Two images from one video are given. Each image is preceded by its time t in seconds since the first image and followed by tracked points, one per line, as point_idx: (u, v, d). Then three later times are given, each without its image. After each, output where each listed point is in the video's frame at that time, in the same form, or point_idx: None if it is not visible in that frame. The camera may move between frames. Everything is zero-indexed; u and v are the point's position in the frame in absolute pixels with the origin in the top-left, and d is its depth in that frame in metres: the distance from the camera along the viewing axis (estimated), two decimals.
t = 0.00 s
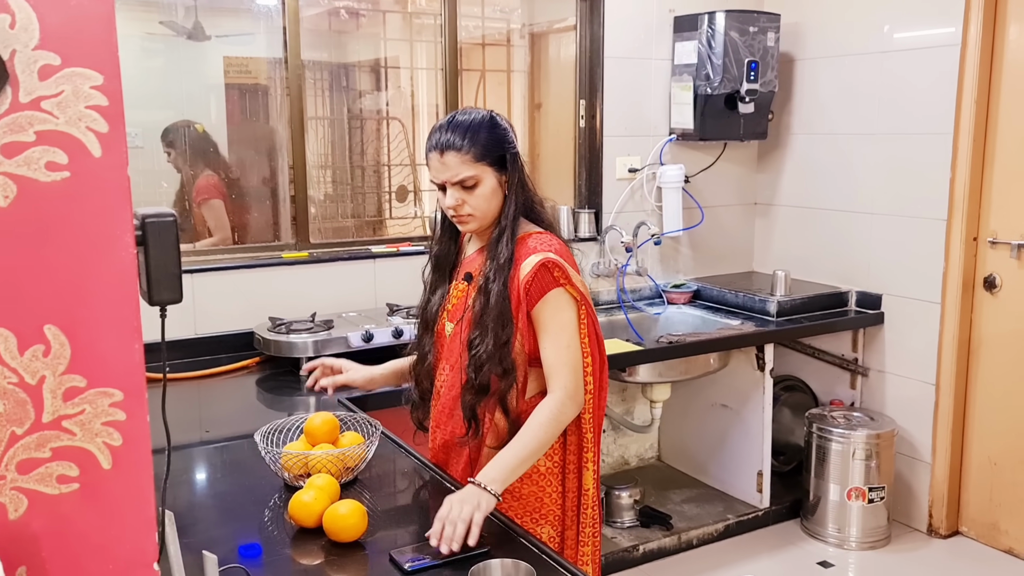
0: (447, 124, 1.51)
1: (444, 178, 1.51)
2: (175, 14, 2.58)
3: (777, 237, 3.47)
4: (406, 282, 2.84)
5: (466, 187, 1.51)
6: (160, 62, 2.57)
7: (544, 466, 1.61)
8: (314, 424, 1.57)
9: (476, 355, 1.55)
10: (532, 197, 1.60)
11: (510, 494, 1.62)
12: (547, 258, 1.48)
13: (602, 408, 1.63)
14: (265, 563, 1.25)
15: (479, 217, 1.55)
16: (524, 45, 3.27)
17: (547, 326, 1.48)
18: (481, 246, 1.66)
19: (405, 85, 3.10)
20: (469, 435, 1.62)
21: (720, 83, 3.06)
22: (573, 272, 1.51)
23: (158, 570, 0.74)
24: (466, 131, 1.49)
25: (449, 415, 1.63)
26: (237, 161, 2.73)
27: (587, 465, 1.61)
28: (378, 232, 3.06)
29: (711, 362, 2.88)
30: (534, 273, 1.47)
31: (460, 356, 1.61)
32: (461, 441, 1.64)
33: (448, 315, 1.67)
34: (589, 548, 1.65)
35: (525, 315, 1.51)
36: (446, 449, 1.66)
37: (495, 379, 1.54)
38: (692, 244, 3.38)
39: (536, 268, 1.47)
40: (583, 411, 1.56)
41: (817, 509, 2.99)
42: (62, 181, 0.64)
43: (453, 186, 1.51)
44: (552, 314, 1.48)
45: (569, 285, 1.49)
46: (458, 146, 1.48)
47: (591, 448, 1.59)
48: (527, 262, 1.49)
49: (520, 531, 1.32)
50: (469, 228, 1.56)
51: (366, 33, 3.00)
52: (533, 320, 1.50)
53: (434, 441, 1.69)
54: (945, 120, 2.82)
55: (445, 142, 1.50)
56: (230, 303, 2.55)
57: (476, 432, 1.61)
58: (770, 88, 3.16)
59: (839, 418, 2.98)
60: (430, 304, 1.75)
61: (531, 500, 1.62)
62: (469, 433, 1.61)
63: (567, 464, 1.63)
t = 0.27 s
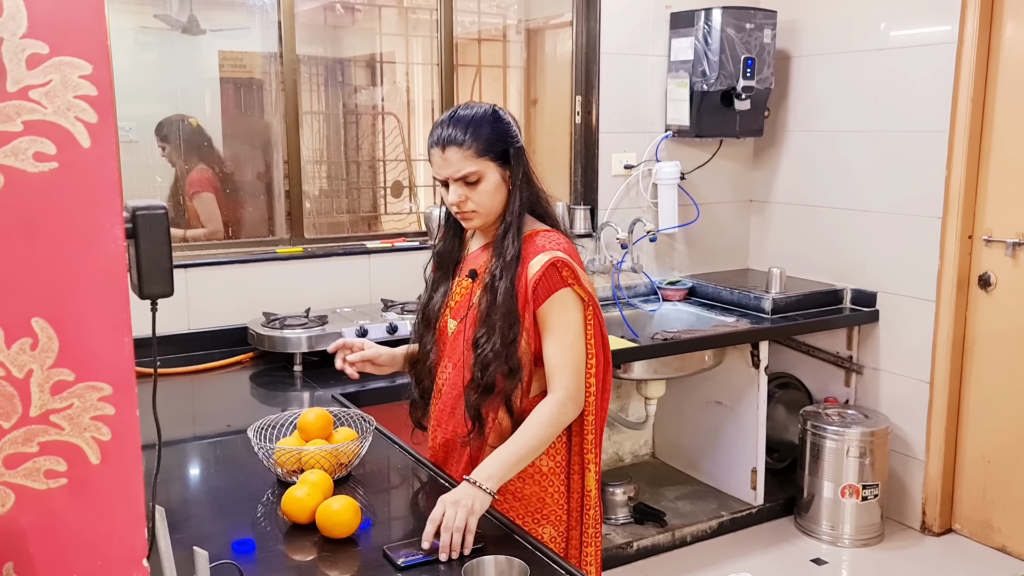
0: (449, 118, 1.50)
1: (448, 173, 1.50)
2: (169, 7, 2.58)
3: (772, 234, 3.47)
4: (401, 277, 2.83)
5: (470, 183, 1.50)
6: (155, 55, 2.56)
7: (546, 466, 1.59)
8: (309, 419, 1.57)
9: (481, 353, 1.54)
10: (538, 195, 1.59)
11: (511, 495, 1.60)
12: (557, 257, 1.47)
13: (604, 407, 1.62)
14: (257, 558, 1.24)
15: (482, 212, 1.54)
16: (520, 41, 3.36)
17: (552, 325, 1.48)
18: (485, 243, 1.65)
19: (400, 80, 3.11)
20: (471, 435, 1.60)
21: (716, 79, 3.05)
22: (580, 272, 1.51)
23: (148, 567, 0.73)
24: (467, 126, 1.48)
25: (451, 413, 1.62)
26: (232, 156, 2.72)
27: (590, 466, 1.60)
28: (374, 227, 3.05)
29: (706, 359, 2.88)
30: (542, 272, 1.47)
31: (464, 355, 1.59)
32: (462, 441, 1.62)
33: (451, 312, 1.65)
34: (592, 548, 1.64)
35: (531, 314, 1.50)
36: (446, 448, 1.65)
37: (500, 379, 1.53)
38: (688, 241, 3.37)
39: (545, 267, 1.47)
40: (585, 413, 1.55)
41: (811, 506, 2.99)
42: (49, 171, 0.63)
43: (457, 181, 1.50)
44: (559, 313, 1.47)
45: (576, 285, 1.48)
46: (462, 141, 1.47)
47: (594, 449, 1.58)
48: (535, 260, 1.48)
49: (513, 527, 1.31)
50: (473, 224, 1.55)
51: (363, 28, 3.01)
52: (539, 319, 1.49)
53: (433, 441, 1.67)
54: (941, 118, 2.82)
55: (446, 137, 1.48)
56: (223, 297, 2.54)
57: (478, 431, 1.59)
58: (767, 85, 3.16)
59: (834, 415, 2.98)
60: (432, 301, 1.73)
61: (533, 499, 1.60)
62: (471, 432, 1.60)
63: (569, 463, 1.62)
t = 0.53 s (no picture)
0: (456, 114, 1.49)
1: (455, 169, 1.48)
2: (162, 4, 2.61)
3: (766, 233, 3.47)
4: (394, 276, 2.82)
5: (476, 179, 1.49)
6: (146, 52, 2.57)
7: (544, 470, 1.59)
8: (303, 418, 1.56)
9: (487, 353, 1.53)
10: (545, 195, 1.58)
11: (510, 499, 1.59)
12: (567, 258, 1.46)
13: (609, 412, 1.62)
14: (248, 558, 1.23)
15: (488, 210, 1.52)
16: (514, 40, 3.35)
17: (559, 328, 1.47)
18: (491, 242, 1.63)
19: (395, 79, 3.11)
20: (474, 436, 1.59)
21: (710, 79, 3.05)
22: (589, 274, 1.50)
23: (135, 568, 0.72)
24: (474, 122, 1.47)
25: (454, 411, 1.61)
26: (225, 153, 2.71)
27: (593, 470, 1.60)
28: (368, 225, 2.99)
29: (700, 358, 2.88)
30: (551, 273, 1.46)
31: (470, 354, 1.58)
32: (463, 442, 1.61)
33: (454, 310, 1.64)
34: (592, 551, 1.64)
35: (538, 315, 1.49)
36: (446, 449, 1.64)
37: (505, 379, 1.53)
38: (682, 240, 3.37)
39: (554, 268, 1.46)
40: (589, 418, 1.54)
41: (804, 506, 2.99)
42: (35, 167, 0.62)
43: (463, 177, 1.49)
44: (567, 314, 1.46)
45: (585, 287, 1.48)
46: (468, 136, 1.46)
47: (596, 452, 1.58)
48: (544, 261, 1.47)
49: (506, 527, 1.31)
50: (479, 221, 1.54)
51: (356, 25, 3.01)
52: (545, 321, 1.48)
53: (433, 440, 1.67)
54: (933, 118, 2.82)
55: (452, 133, 1.48)
56: (215, 295, 2.52)
57: (480, 433, 1.59)
58: (760, 84, 3.16)
59: (827, 414, 2.98)
60: (432, 300, 1.71)
61: (530, 504, 1.59)
62: (473, 433, 1.59)
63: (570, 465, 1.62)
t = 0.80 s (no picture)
0: (482, 127, 1.52)
1: (478, 182, 1.51)
2: (161, 14, 2.55)
3: (762, 245, 3.49)
4: (392, 286, 2.81)
5: (499, 192, 1.51)
6: (146, 61, 2.54)
7: (574, 473, 1.61)
8: (303, 425, 1.55)
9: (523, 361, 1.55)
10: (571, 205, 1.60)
11: (543, 504, 1.61)
12: (604, 264, 1.51)
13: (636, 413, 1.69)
14: (247, 568, 1.22)
15: (509, 222, 1.54)
16: (512, 51, 3.22)
17: (594, 330, 1.52)
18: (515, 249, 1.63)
19: (391, 89, 3.07)
20: (507, 443, 1.60)
21: (707, 90, 3.06)
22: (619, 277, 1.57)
23: None
24: (500, 135, 1.49)
25: (483, 420, 1.62)
26: (221, 162, 2.69)
27: (624, 469, 1.68)
28: (363, 234, 3.03)
29: (698, 369, 2.88)
30: (590, 280, 1.50)
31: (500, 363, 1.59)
32: (494, 450, 1.62)
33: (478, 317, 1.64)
34: (619, 550, 1.70)
35: (575, 319, 1.53)
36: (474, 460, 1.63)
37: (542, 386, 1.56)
38: (679, 251, 3.38)
39: (593, 275, 1.51)
40: (623, 415, 1.63)
41: (802, 518, 2.99)
42: (48, 170, 0.62)
43: (487, 189, 1.51)
44: (605, 319, 1.52)
45: (619, 291, 1.54)
46: (492, 151, 1.48)
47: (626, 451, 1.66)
48: (581, 269, 1.51)
49: (506, 539, 1.30)
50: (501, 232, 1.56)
51: (354, 37, 2.98)
52: (581, 324, 1.53)
53: (455, 449, 1.66)
54: (932, 131, 2.84)
55: (478, 146, 1.50)
56: (213, 304, 2.51)
57: (513, 441, 1.60)
58: (758, 96, 3.16)
59: (825, 427, 2.98)
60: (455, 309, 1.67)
61: (565, 509, 1.61)
62: (507, 441, 1.60)
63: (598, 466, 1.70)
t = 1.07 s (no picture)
0: (485, 128, 1.52)
1: (479, 181, 1.51)
2: (168, 15, 2.57)
3: (766, 248, 3.49)
4: (397, 288, 2.82)
5: (500, 193, 1.52)
6: (152, 62, 2.55)
7: (577, 471, 1.61)
8: (306, 427, 1.55)
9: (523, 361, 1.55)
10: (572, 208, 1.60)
11: (545, 501, 1.61)
12: (607, 263, 1.52)
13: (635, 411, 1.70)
14: (251, 569, 1.22)
15: (509, 223, 1.55)
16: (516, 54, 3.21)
17: (593, 327, 1.52)
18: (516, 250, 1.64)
19: (396, 91, 3.08)
20: (510, 445, 1.61)
21: (712, 93, 3.06)
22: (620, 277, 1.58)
23: None
24: (503, 137, 1.50)
25: (486, 420, 1.63)
26: (227, 163, 2.70)
27: (621, 467, 1.68)
28: (368, 236, 3.04)
29: (701, 372, 2.89)
30: (592, 280, 1.51)
31: (502, 366, 1.60)
32: (497, 450, 1.63)
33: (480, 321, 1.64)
34: (618, 549, 1.71)
35: (576, 319, 1.54)
36: (477, 459, 1.64)
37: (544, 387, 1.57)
38: (683, 254, 3.38)
39: (594, 275, 1.52)
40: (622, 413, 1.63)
41: (805, 523, 2.98)
42: (58, 171, 0.62)
43: (488, 189, 1.52)
44: (605, 318, 1.52)
45: (619, 291, 1.55)
46: (495, 150, 1.49)
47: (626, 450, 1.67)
48: (583, 269, 1.52)
49: (509, 541, 1.30)
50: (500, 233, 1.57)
51: (360, 39, 2.98)
52: (580, 324, 1.54)
53: (458, 449, 1.66)
54: (937, 135, 2.83)
55: (481, 146, 1.50)
56: (218, 306, 2.52)
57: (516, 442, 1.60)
58: (763, 99, 3.17)
59: (828, 431, 2.97)
60: (455, 309, 1.69)
61: (566, 506, 1.61)
62: (510, 442, 1.60)
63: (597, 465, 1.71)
